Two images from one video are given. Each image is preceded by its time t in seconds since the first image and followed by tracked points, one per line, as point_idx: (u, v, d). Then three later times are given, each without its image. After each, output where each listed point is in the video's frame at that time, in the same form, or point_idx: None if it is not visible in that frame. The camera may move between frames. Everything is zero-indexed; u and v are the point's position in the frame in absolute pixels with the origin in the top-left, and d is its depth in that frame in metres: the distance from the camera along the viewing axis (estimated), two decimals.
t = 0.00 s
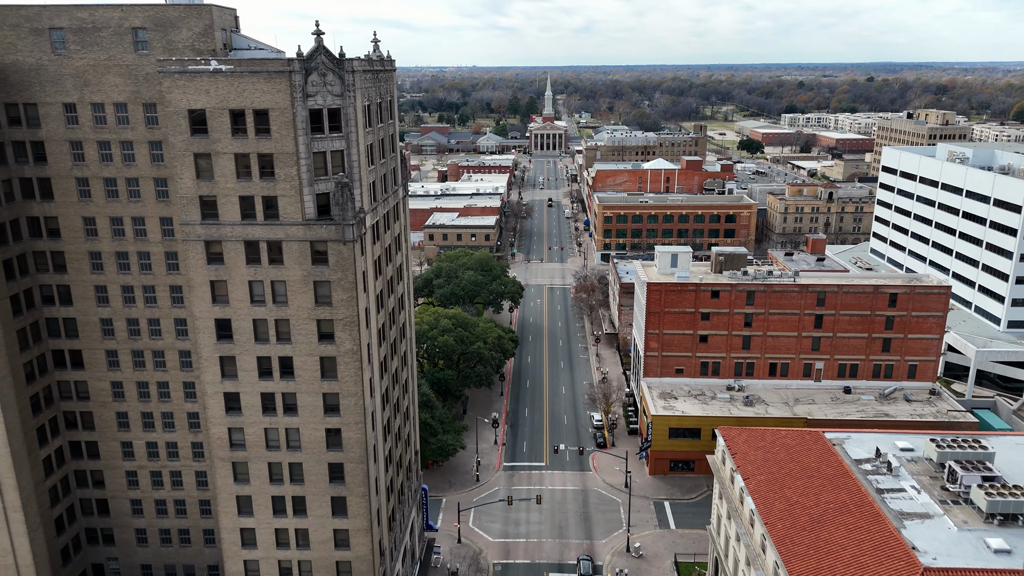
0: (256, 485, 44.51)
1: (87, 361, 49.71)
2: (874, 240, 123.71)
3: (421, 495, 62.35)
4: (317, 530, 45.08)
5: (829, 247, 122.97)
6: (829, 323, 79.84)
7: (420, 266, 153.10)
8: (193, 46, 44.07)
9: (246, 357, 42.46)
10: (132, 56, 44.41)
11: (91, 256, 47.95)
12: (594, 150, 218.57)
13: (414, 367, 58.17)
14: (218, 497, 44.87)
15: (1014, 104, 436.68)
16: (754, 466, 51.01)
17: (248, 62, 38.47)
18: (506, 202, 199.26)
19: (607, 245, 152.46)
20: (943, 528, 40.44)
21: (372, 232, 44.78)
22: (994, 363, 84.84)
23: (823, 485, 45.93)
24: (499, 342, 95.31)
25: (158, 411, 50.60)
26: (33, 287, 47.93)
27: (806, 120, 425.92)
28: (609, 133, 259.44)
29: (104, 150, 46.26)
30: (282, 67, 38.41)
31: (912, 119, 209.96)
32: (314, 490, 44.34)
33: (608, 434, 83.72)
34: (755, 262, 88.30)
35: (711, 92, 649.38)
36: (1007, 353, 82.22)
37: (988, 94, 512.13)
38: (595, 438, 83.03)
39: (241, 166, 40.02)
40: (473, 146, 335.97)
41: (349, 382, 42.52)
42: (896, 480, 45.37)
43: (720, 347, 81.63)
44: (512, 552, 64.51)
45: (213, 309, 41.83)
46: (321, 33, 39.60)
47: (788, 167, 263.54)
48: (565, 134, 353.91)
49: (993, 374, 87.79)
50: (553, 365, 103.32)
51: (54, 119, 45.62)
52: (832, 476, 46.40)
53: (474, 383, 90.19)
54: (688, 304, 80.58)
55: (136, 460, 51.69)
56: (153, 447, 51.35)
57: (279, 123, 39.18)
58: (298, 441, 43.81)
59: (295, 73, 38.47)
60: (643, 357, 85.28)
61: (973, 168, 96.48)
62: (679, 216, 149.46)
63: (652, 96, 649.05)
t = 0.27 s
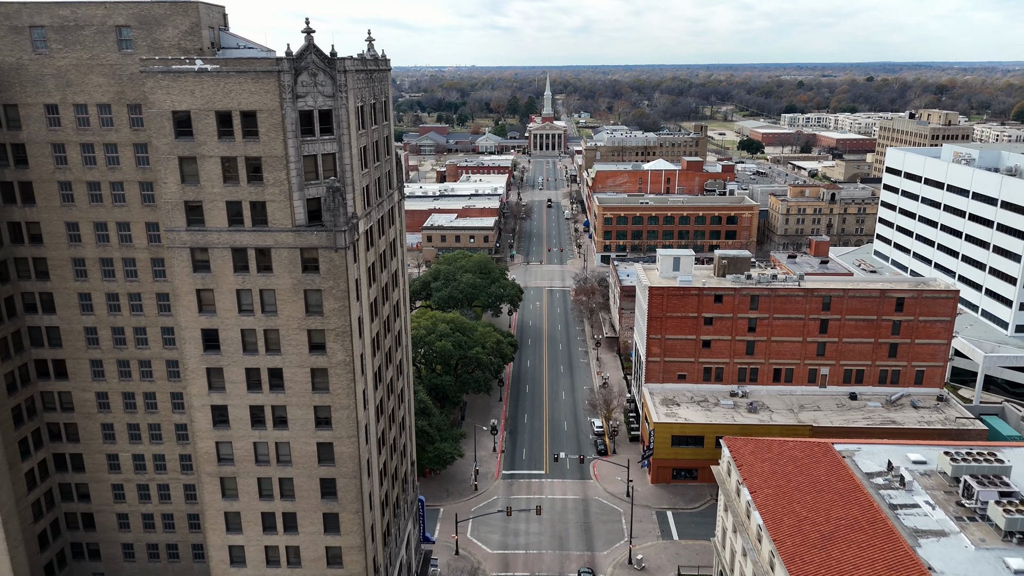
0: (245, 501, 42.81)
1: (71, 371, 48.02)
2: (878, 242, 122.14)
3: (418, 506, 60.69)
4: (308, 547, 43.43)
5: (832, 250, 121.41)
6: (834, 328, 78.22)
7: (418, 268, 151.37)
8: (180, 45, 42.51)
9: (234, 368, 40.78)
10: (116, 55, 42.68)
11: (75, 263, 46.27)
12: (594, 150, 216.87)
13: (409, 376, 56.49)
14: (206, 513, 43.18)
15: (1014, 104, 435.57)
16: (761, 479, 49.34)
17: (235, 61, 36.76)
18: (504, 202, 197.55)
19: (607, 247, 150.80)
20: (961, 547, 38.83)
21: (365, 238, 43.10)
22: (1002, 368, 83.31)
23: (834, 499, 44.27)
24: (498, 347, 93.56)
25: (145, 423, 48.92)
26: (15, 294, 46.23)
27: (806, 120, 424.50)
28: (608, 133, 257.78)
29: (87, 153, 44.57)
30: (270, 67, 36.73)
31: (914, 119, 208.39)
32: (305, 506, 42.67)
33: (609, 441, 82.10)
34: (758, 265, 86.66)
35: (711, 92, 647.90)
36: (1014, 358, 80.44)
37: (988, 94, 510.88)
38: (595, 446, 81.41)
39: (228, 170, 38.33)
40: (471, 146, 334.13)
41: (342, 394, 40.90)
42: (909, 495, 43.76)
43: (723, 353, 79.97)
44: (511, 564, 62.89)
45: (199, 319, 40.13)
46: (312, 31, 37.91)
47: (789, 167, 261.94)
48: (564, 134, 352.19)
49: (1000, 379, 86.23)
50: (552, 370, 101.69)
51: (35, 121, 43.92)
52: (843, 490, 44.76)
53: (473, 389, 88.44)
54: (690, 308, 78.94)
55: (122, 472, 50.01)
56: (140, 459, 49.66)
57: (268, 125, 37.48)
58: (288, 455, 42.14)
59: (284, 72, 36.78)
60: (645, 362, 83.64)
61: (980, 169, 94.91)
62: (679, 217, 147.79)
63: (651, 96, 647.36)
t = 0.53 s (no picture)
0: (233, 518, 41.13)
1: (54, 382, 46.35)
2: (881, 245, 120.59)
3: (414, 519, 59.09)
4: (299, 566, 41.75)
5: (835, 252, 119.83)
6: (840, 333, 76.61)
7: (416, 270, 149.72)
8: (164, 44, 40.75)
9: (221, 381, 39.09)
10: (98, 54, 40.96)
11: (57, 270, 44.59)
12: (594, 151, 215.24)
13: (406, 385, 54.79)
14: (192, 531, 41.51)
15: (1014, 104, 434.07)
16: (769, 493, 47.64)
17: (220, 61, 35.06)
18: (503, 203, 195.86)
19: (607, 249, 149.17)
20: (979, 567, 37.15)
21: (359, 244, 41.42)
22: (1010, 374, 81.71)
23: (845, 515, 42.60)
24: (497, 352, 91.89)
25: (131, 435, 47.27)
26: None
27: (806, 120, 422.92)
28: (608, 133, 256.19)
29: (69, 156, 42.86)
30: (258, 67, 35.02)
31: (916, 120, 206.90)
32: (296, 524, 41.00)
33: (610, 449, 80.50)
34: (762, 269, 85.09)
35: (710, 92, 646.58)
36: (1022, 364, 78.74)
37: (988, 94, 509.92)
38: (596, 453, 79.77)
39: (214, 174, 36.65)
40: (470, 146, 332.37)
41: (334, 408, 39.21)
42: (923, 512, 42.13)
43: (726, 358, 78.35)
44: None
45: (184, 330, 38.45)
46: (301, 29, 36.20)
47: (790, 168, 260.45)
48: (563, 134, 350.57)
49: (1008, 385, 84.68)
50: (552, 374, 100.07)
51: (15, 123, 42.21)
52: (855, 505, 43.05)
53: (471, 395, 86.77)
54: (693, 313, 77.33)
55: (108, 486, 48.34)
56: (126, 473, 47.99)
57: (255, 127, 35.78)
58: (278, 471, 40.46)
59: (271, 72, 35.10)
60: (647, 368, 82.01)
61: (986, 171, 93.34)
62: (680, 218, 146.15)
63: (650, 96, 645.86)
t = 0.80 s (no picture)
0: (220, 537, 39.48)
1: (35, 393, 44.67)
2: (885, 247, 119.08)
3: (410, 531, 57.42)
4: None
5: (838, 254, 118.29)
6: (845, 339, 75.03)
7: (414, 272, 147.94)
8: (148, 42, 38.96)
9: (207, 395, 37.41)
10: (79, 53, 39.23)
11: (38, 278, 42.90)
12: (593, 151, 213.52)
13: (401, 394, 53.15)
14: (178, 551, 39.86)
15: (1014, 104, 432.94)
16: (776, 507, 45.99)
17: (204, 60, 33.37)
18: (502, 204, 194.12)
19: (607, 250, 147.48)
20: None
21: (351, 251, 39.74)
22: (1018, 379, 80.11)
23: (857, 531, 40.97)
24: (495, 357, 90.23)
25: (115, 448, 45.60)
26: None
27: (805, 119, 421.59)
28: (607, 133, 254.48)
29: (50, 159, 41.16)
30: (244, 66, 33.33)
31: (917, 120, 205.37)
32: (286, 542, 39.36)
33: (611, 456, 78.91)
34: (765, 272, 83.55)
35: (709, 91, 645.16)
36: None
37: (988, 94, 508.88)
38: (597, 461, 78.16)
39: (198, 179, 34.97)
40: (469, 146, 330.44)
41: (324, 423, 37.56)
42: (938, 527, 40.63)
43: (730, 364, 76.75)
44: None
45: (168, 341, 36.78)
46: (289, 26, 34.52)
47: (790, 168, 258.96)
48: (562, 134, 348.85)
49: (1016, 391, 83.12)
50: (551, 379, 98.41)
51: None
52: (866, 521, 41.44)
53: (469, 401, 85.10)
54: (696, 318, 75.71)
55: (92, 501, 46.66)
56: (111, 487, 46.32)
57: (241, 130, 34.11)
58: (267, 488, 38.81)
59: (258, 73, 33.43)
60: (648, 374, 80.39)
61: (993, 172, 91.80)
62: (681, 220, 144.50)
63: (649, 96, 644.16)
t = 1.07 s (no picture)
0: (207, 557, 37.82)
1: (15, 406, 42.98)
2: (889, 249, 117.57)
3: (406, 545, 55.80)
4: None
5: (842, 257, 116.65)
6: (851, 344, 73.47)
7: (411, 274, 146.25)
8: (131, 41, 37.23)
9: (191, 410, 35.73)
10: (59, 52, 37.50)
11: (17, 287, 41.17)
12: (592, 151, 211.86)
13: (397, 405, 51.50)
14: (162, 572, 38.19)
15: (1014, 104, 431.78)
16: (784, 523, 44.28)
17: (187, 59, 31.73)
18: (501, 206, 192.49)
19: (607, 252, 145.83)
20: None
21: (343, 259, 38.07)
22: None
23: (869, 550, 39.28)
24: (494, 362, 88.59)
25: (99, 463, 43.93)
26: None
27: (805, 119, 420.10)
28: (607, 134, 252.86)
29: (28, 163, 39.47)
30: (229, 66, 31.71)
31: (919, 120, 203.82)
32: (275, 563, 37.71)
33: (612, 464, 77.36)
34: (769, 276, 81.99)
35: (708, 91, 643.72)
36: None
37: (987, 94, 507.85)
38: (598, 469, 76.56)
39: (182, 184, 33.29)
40: (467, 146, 328.65)
41: (315, 439, 35.91)
42: (953, 547, 39.05)
43: (733, 370, 75.16)
44: None
45: (151, 354, 35.09)
46: (277, 24, 32.90)
47: (790, 169, 257.49)
48: (561, 134, 347.26)
49: None
50: (551, 384, 96.82)
51: None
52: (880, 539, 39.81)
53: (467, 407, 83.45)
54: (699, 323, 74.14)
55: (76, 517, 44.96)
56: (95, 503, 44.63)
57: (226, 133, 32.43)
58: (255, 506, 37.15)
59: (244, 73, 31.81)
60: (650, 380, 78.81)
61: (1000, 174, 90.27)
62: (681, 221, 142.92)
63: (648, 95, 642.61)
